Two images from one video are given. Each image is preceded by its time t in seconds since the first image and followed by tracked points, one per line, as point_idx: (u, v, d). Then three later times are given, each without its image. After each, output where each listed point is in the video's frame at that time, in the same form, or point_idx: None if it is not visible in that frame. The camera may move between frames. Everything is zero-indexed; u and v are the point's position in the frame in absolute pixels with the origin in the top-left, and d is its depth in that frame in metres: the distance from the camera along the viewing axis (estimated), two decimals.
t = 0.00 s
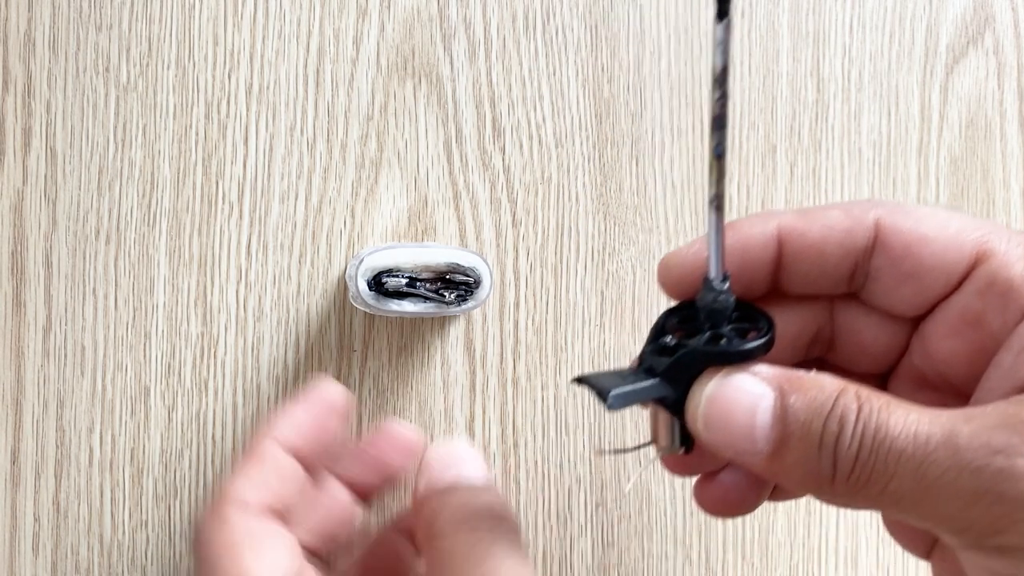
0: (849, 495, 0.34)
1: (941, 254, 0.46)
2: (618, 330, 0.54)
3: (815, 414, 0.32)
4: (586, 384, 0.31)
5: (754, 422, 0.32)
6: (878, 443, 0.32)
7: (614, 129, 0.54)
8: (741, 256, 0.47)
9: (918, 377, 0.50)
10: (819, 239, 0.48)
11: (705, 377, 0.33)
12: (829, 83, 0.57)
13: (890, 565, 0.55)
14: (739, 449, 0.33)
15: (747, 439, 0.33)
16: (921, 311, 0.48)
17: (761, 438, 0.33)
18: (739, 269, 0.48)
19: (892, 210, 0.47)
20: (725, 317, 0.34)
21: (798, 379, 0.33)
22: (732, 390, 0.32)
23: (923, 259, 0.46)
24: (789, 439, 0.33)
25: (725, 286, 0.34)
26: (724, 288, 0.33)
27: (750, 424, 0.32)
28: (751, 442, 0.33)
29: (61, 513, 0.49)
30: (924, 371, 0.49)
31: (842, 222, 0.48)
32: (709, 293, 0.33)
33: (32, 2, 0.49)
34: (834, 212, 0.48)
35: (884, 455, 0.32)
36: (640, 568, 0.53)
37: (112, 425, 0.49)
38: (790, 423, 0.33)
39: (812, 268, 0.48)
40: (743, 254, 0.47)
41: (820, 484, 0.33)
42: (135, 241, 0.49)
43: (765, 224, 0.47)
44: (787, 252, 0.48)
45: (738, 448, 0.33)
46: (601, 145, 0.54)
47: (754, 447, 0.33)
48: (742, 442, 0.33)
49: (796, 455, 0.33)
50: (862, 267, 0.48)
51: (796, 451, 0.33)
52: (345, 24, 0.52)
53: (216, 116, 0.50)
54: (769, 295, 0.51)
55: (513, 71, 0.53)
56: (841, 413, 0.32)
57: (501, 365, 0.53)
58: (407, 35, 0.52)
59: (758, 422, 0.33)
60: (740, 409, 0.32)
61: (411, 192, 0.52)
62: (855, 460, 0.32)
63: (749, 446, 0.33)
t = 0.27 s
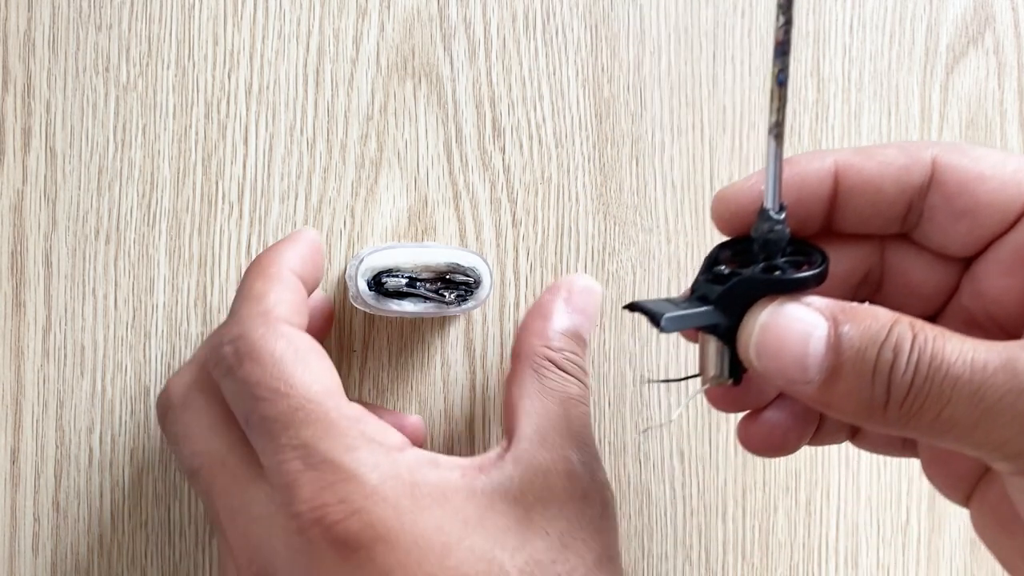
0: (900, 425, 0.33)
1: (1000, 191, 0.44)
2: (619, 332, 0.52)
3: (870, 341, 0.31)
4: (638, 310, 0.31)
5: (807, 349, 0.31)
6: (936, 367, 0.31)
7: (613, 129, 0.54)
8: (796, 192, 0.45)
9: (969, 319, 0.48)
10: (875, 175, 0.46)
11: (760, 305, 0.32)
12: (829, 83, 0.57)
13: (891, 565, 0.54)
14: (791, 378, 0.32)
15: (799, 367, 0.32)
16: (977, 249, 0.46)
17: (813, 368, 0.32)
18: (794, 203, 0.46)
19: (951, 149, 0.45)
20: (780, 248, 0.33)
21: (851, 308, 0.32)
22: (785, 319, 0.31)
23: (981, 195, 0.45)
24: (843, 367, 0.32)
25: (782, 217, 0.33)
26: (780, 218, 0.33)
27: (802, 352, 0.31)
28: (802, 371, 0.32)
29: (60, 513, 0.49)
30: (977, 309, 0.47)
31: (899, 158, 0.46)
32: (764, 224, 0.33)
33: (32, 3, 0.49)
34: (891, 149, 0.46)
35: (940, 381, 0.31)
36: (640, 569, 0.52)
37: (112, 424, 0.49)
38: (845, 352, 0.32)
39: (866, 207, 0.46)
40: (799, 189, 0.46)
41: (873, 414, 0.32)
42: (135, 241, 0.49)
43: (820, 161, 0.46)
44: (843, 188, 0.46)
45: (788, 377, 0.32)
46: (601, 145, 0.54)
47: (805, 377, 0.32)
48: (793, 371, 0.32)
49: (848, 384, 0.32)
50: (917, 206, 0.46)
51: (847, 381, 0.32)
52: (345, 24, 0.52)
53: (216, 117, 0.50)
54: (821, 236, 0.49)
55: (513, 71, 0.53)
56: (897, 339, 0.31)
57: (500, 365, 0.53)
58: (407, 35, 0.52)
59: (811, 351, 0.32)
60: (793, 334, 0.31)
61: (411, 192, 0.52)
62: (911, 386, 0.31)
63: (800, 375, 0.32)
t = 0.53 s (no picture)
0: (922, 367, 0.32)
1: (1017, 129, 0.44)
2: (619, 332, 0.53)
3: (890, 281, 0.31)
4: (652, 254, 0.30)
5: (824, 291, 0.31)
6: (960, 305, 0.30)
7: (613, 130, 0.54)
8: (810, 127, 0.45)
9: (983, 262, 0.47)
10: (888, 112, 0.45)
11: (777, 246, 0.32)
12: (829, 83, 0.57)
13: (892, 565, 0.54)
14: (808, 320, 0.32)
15: (816, 309, 0.31)
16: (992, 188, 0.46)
17: (832, 310, 0.31)
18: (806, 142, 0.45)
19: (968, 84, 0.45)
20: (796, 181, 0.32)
21: (871, 249, 0.31)
22: (803, 260, 0.31)
23: (998, 131, 0.44)
24: (863, 308, 0.31)
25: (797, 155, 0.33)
26: (796, 155, 0.32)
27: (818, 296, 0.31)
28: (819, 313, 0.31)
29: (60, 514, 0.49)
30: (989, 252, 0.46)
31: (913, 95, 0.45)
32: (780, 161, 0.32)
33: (33, 3, 0.50)
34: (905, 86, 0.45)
35: (964, 318, 0.31)
36: (640, 569, 0.52)
37: (112, 424, 0.49)
38: (863, 294, 0.31)
39: (877, 146, 0.46)
40: (812, 126, 0.45)
41: (893, 355, 0.32)
42: (135, 241, 0.50)
43: (833, 98, 0.45)
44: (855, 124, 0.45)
45: (806, 320, 0.32)
46: (601, 145, 0.53)
47: (823, 319, 0.32)
48: (810, 313, 0.31)
49: (869, 325, 0.31)
50: (930, 144, 0.46)
51: (867, 321, 0.31)
52: (345, 24, 0.52)
53: (216, 116, 0.50)
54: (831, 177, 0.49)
55: (513, 71, 0.53)
56: (918, 277, 0.30)
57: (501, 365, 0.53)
58: (407, 35, 0.52)
59: (829, 291, 0.31)
60: (808, 277, 0.30)
61: (411, 192, 0.52)
62: (933, 326, 0.31)
63: (818, 317, 0.31)
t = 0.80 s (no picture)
0: (905, 387, 0.31)
1: (982, 130, 0.43)
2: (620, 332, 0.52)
3: (873, 298, 0.30)
4: (620, 292, 0.28)
5: (803, 305, 0.30)
6: (943, 322, 0.30)
7: (614, 130, 0.53)
8: (771, 127, 0.43)
9: (949, 266, 0.46)
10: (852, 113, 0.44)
11: (745, 266, 0.32)
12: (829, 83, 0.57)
13: (891, 565, 0.54)
14: (785, 334, 0.31)
15: (794, 323, 0.30)
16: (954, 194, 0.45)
17: (812, 326, 0.31)
18: (766, 142, 0.44)
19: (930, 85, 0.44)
20: (753, 195, 0.33)
21: (851, 263, 0.31)
22: (779, 273, 0.30)
23: (965, 133, 0.43)
24: (843, 325, 0.30)
25: (753, 165, 0.33)
26: (753, 166, 0.32)
27: (797, 308, 0.30)
28: (797, 328, 0.31)
29: (59, 514, 0.48)
30: (957, 258, 0.46)
31: (875, 94, 0.44)
32: (739, 174, 0.32)
33: (32, 3, 0.50)
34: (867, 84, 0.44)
35: (949, 335, 0.30)
36: (640, 569, 0.52)
37: (112, 424, 0.49)
38: (844, 311, 0.30)
39: (840, 146, 0.45)
40: (771, 126, 0.43)
41: (876, 376, 0.31)
42: (135, 241, 0.50)
43: (795, 98, 0.44)
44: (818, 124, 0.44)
45: (784, 334, 0.31)
46: (601, 145, 0.53)
47: (800, 335, 0.31)
48: (788, 327, 0.31)
49: (849, 344, 0.30)
50: (894, 145, 0.45)
51: (848, 339, 0.30)
52: (345, 23, 0.52)
53: (215, 116, 0.51)
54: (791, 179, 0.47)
55: (513, 71, 0.53)
56: (901, 292, 0.30)
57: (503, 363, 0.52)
58: (407, 35, 0.53)
59: (807, 305, 0.30)
60: (785, 290, 0.30)
61: (411, 192, 0.52)
62: (917, 343, 0.30)
63: (796, 332, 0.31)
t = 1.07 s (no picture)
0: (818, 384, 0.31)
1: (887, 122, 0.41)
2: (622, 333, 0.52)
3: (778, 294, 0.30)
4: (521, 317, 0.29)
5: (712, 302, 0.30)
6: (850, 316, 0.30)
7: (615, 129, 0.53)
8: (667, 120, 0.42)
9: (863, 263, 0.45)
10: (752, 106, 0.42)
11: (649, 270, 0.31)
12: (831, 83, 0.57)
13: (892, 565, 0.53)
14: (697, 331, 0.31)
15: (705, 321, 0.31)
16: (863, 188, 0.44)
17: (722, 323, 0.31)
18: (662, 135, 0.42)
19: (835, 76, 0.42)
20: (644, 196, 0.32)
21: (760, 259, 0.31)
22: (687, 273, 0.30)
23: (866, 127, 0.41)
24: (751, 321, 0.30)
25: (641, 165, 0.32)
26: (639, 166, 0.31)
27: (707, 305, 0.30)
28: (708, 326, 0.31)
29: (59, 515, 0.47)
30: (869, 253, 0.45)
31: (780, 86, 0.42)
32: (626, 175, 0.31)
33: (31, 3, 0.51)
34: (772, 76, 0.42)
35: (855, 331, 0.30)
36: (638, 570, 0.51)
37: (111, 425, 0.48)
38: (753, 307, 0.30)
39: (743, 139, 0.43)
40: (667, 119, 0.42)
41: (786, 373, 0.31)
42: (135, 242, 0.50)
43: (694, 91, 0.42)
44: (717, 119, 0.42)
45: (696, 332, 0.31)
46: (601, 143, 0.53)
47: (711, 333, 0.31)
48: (701, 324, 0.31)
49: (760, 339, 0.31)
50: (796, 138, 0.43)
51: (755, 334, 0.31)
52: (345, 23, 0.53)
53: (215, 116, 0.51)
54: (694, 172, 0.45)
55: (513, 71, 0.53)
56: (806, 288, 0.30)
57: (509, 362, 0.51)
58: (406, 34, 0.53)
59: (716, 302, 0.30)
60: (692, 292, 0.30)
61: (411, 192, 0.51)
62: (825, 339, 0.30)
63: (708, 329, 0.31)
